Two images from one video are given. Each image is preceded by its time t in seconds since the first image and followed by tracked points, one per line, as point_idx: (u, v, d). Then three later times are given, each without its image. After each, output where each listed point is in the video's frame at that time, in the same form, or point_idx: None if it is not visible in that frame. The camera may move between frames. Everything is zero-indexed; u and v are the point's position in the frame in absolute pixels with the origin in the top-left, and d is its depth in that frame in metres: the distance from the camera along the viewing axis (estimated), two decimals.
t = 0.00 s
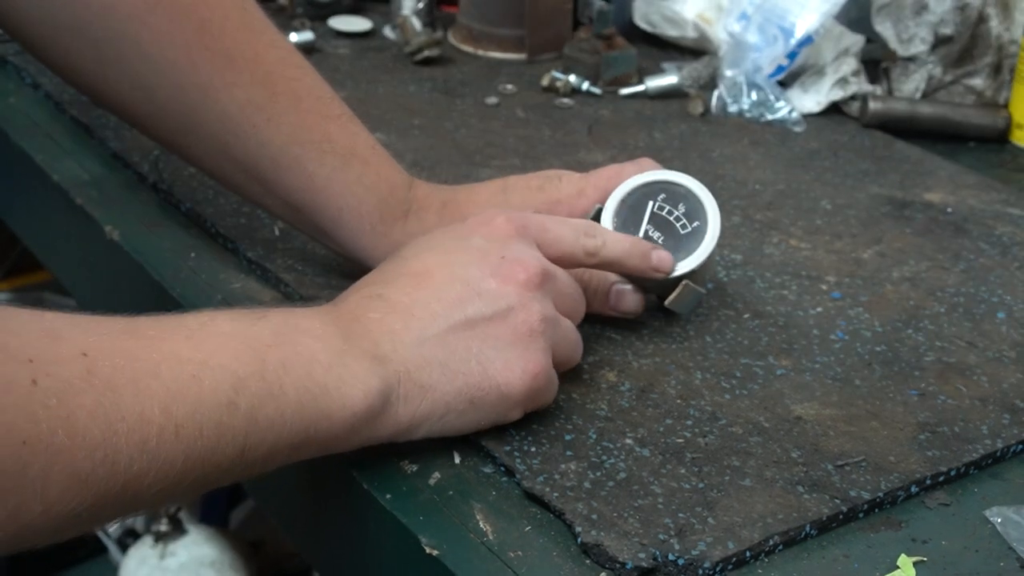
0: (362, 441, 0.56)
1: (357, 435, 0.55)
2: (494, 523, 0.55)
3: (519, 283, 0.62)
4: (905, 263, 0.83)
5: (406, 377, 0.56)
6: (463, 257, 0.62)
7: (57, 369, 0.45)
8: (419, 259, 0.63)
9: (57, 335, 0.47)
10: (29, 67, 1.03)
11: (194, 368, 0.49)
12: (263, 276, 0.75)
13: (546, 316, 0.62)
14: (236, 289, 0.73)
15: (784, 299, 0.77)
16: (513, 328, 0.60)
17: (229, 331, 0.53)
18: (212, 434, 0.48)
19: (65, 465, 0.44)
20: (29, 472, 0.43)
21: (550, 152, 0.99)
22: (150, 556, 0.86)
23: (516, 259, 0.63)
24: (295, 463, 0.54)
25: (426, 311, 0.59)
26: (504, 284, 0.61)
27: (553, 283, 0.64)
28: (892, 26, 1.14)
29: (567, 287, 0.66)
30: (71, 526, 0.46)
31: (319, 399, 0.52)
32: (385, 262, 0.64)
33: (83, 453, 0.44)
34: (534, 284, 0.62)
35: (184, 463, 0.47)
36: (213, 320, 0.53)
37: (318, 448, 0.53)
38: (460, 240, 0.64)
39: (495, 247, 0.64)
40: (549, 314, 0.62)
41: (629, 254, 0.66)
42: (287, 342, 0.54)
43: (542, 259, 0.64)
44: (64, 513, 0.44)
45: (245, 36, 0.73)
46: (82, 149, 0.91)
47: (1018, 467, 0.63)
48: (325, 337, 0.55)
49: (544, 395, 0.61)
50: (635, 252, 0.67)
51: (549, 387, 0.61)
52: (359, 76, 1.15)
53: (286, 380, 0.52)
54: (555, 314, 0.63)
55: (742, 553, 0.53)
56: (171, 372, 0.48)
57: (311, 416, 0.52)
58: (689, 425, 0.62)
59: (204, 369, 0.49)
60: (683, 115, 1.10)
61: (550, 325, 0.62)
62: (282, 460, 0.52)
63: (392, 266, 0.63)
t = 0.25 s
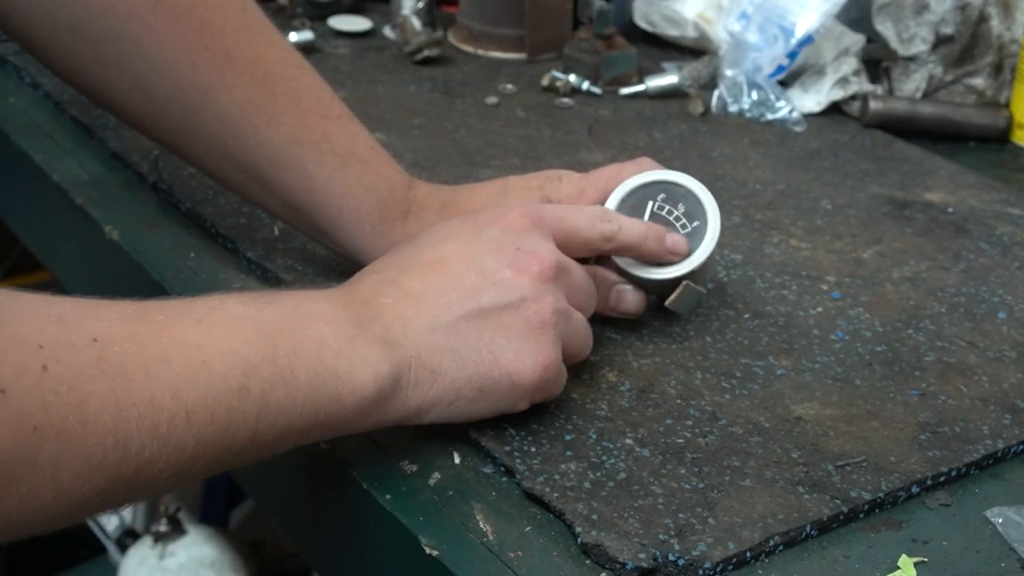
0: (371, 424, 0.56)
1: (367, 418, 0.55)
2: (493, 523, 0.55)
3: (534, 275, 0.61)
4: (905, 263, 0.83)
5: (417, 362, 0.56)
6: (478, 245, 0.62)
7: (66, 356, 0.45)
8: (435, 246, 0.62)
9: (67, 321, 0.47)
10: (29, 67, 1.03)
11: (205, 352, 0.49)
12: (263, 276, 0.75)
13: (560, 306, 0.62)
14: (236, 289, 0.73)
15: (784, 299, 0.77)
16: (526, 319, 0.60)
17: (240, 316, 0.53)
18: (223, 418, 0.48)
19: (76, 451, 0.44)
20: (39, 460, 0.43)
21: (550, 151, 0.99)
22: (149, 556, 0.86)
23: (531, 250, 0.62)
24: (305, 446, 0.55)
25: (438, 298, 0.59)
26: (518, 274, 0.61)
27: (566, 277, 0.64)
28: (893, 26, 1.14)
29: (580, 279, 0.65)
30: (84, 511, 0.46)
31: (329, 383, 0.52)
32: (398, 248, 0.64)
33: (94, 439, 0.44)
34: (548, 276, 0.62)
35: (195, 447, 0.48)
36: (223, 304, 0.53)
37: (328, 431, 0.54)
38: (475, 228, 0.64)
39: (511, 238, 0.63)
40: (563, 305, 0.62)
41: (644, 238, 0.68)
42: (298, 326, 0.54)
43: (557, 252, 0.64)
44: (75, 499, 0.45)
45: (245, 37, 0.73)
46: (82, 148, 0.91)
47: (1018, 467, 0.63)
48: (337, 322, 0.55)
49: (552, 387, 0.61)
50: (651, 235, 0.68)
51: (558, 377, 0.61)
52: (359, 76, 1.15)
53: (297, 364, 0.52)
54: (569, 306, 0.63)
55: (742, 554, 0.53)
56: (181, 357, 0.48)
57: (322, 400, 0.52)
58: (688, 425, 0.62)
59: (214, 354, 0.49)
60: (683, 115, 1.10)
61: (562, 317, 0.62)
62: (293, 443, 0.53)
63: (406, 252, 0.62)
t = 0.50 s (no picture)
0: (379, 399, 0.56)
1: (375, 393, 0.56)
2: (493, 523, 0.55)
3: (539, 246, 0.62)
4: (905, 263, 0.83)
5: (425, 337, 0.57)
6: (481, 219, 0.63)
7: (75, 338, 0.45)
8: (438, 221, 0.63)
9: (73, 303, 0.47)
10: (28, 67, 1.03)
11: (212, 330, 0.49)
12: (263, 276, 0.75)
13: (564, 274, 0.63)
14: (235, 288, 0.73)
15: (784, 299, 0.77)
16: (531, 289, 0.61)
17: (246, 293, 0.53)
18: (232, 395, 0.49)
19: (87, 432, 0.44)
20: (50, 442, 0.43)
21: (550, 151, 0.99)
22: (149, 556, 0.86)
23: (535, 222, 0.64)
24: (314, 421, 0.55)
25: (445, 274, 0.59)
26: (523, 247, 0.62)
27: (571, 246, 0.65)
28: (893, 25, 1.14)
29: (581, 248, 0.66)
30: (97, 489, 0.46)
31: (337, 359, 0.53)
32: (399, 224, 0.64)
33: (105, 419, 0.44)
34: (553, 247, 0.63)
35: (206, 424, 0.48)
36: (228, 282, 0.53)
37: (337, 405, 0.54)
38: (476, 203, 0.64)
39: (514, 210, 0.64)
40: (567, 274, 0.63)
41: (637, 189, 0.69)
42: (304, 302, 0.54)
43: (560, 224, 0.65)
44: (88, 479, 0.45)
45: (245, 37, 0.73)
46: (82, 148, 0.91)
47: (1019, 467, 0.63)
48: (343, 297, 0.55)
49: (559, 356, 0.62)
50: (643, 185, 0.70)
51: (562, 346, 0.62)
52: (359, 76, 1.15)
53: (305, 340, 0.52)
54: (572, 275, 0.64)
55: (742, 554, 0.53)
56: (188, 336, 0.48)
57: (330, 376, 0.52)
58: (689, 425, 0.62)
59: (221, 332, 0.50)
60: (683, 115, 1.10)
61: (567, 287, 0.63)
62: (302, 420, 0.53)
63: (409, 227, 0.63)
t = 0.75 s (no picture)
0: (362, 411, 0.57)
1: (357, 404, 0.56)
2: (494, 522, 0.56)
3: (512, 247, 0.63)
4: (902, 263, 0.83)
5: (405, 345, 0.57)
6: (457, 222, 0.63)
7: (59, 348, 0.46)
8: (415, 226, 0.63)
9: (58, 313, 0.48)
10: (31, 69, 1.04)
11: (194, 342, 0.50)
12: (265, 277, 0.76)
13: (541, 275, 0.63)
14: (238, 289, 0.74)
15: (783, 299, 0.77)
16: (508, 291, 0.61)
17: (228, 304, 0.53)
18: (212, 407, 0.49)
19: (69, 442, 0.45)
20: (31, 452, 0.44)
21: (550, 152, 0.99)
22: (152, 555, 0.87)
23: (509, 223, 0.64)
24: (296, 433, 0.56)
25: (424, 281, 0.59)
26: (498, 249, 0.62)
27: (545, 245, 0.65)
28: (889, 27, 1.15)
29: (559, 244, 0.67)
30: (78, 500, 0.47)
31: (318, 370, 0.53)
32: (378, 232, 0.64)
33: (87, 430, 0.45)
34: (527, 247, 0.63)
35: (186, 436, 0.48)
36: (212, 292, 0.54)
37: (318, 417, 0.54)
38: (452, 206, 0.64)
39: (488, 210, 0.64)
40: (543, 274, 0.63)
41: (607, 192, 0.70)
42: (286, 313, 0.54)
43: (535, 223, 0.65)
44: (68, 490, 0.46)
45: (246, 39, 0.74)
46: (84, 149, 0.92)
47: (1014, 466, 0.63)
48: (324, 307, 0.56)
49: (541, 354, 0.62)
50: (612, 190, 0.70)
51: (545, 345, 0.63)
52: (360, 77, 1.15)
53: (286, 351, 0.52)
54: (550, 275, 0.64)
55: (740, 552, 0.53)
56: (170, 348, 0.49)
57: (311, 387, 0.53)
58: (687, 424, 0.63)
59: (203, 343, 0.50)
60: (682, 116, 1.11)
61: (543, 286, 0.63)
62: (282, 432, 0.53)
63: (387, 233, 0.63)
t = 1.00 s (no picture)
0: (358, 446, 0.56)
1: (353, 440, 0.56)
2: (494, 522, 0.55)
3: (497, 272, 0.62)
4: (903, 263, 0.83)
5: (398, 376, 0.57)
6: (447, 253, 0.63)
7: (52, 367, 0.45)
8: (404, 257, 0.63)
9: (52, 335, 0.47)
10: (30, 69, 1.04)
11: (188, 370, 0.50)
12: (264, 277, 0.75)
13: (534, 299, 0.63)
14: (236, 289, 0.74)
15: (783, 298, 0.77)
16: (496, 316, 0.61)
17: (222, 336, 0.53)
18: (204, 437, 0.48)
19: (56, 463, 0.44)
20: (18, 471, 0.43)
21: (550, 152, 0.99)
22: (152, 555, 0.88)
23: (493, 249, 0.63)
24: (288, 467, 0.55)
25: (417, 312, 0.59)
26: (483, 276, 0.62)
27: (535, 264, 0.64)
28: (890, 27, 1.15)
29: (558, 253, 0.66)
30: (62, 525, 0.46)
31: (312, 404, 0.53)
32: (367, 265, 0.64)
33: (75, 451, 0.44)
34: (514, 271, 0.63)
35: (176, 465, 0.48)
36: (206, 324, 0.54)
37: (311, 451, 0.54)
38: (441, 233, 0.64)
39: (473, 238, 0.64)
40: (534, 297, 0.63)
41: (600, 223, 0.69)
42: (280, 343, 0.54)
43: (520, 243, 0.64)
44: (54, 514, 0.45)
45: (246, 39, 0.74)
46: (83, 149, 0.91)
47: (1016, 466, 0.63)
48: (317, 338, 0.56)
49: (540, 380, 0.62)
50: (606, 221, 0.70)
51: (544, 372, 0.62)
52: (360, 77, 1.15)
53: (280, 382, 0.52)
54: (544, 293, 0.64)
55: (741, 553, 0.53)
56: (164, 375, 0.49)
57: (304, 419, 0.52)
58: (688, 424, 0.62)
59: (196, 372, 0.50)
60: (683, 116, 1.10)
61: (534, 308, 0.63)
62: (274, 465, 0.53)
63: (379, 265, 0.63)
